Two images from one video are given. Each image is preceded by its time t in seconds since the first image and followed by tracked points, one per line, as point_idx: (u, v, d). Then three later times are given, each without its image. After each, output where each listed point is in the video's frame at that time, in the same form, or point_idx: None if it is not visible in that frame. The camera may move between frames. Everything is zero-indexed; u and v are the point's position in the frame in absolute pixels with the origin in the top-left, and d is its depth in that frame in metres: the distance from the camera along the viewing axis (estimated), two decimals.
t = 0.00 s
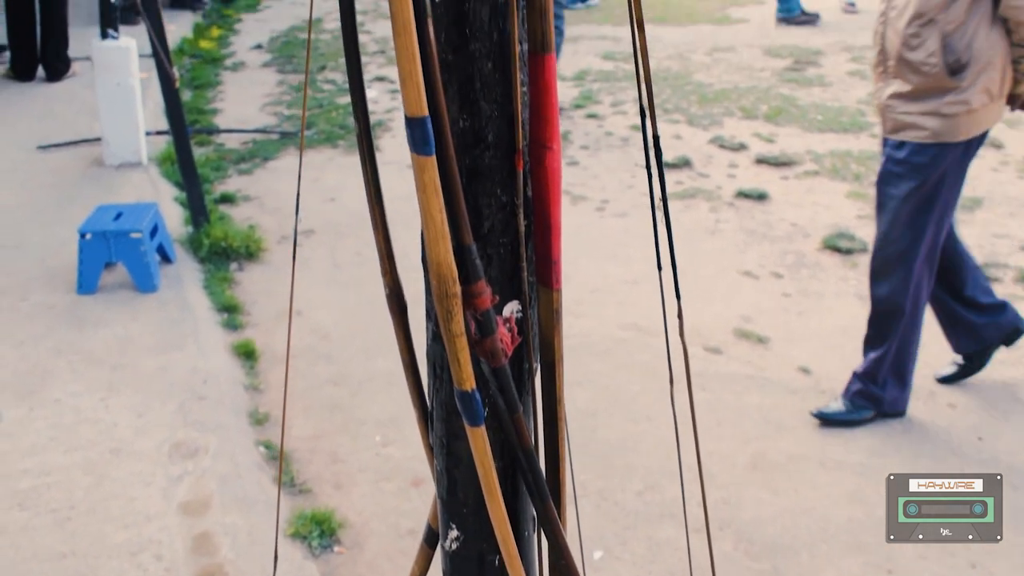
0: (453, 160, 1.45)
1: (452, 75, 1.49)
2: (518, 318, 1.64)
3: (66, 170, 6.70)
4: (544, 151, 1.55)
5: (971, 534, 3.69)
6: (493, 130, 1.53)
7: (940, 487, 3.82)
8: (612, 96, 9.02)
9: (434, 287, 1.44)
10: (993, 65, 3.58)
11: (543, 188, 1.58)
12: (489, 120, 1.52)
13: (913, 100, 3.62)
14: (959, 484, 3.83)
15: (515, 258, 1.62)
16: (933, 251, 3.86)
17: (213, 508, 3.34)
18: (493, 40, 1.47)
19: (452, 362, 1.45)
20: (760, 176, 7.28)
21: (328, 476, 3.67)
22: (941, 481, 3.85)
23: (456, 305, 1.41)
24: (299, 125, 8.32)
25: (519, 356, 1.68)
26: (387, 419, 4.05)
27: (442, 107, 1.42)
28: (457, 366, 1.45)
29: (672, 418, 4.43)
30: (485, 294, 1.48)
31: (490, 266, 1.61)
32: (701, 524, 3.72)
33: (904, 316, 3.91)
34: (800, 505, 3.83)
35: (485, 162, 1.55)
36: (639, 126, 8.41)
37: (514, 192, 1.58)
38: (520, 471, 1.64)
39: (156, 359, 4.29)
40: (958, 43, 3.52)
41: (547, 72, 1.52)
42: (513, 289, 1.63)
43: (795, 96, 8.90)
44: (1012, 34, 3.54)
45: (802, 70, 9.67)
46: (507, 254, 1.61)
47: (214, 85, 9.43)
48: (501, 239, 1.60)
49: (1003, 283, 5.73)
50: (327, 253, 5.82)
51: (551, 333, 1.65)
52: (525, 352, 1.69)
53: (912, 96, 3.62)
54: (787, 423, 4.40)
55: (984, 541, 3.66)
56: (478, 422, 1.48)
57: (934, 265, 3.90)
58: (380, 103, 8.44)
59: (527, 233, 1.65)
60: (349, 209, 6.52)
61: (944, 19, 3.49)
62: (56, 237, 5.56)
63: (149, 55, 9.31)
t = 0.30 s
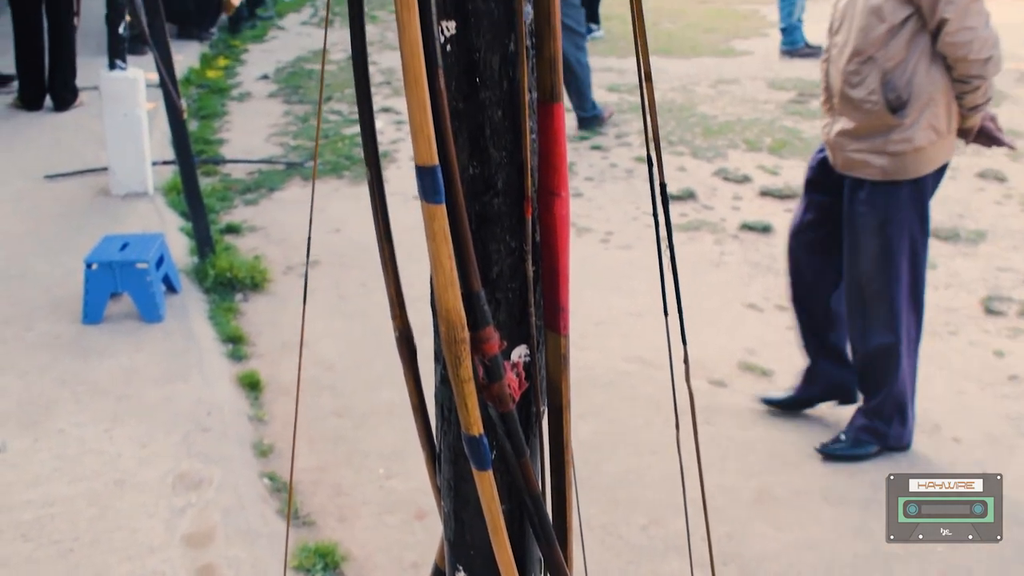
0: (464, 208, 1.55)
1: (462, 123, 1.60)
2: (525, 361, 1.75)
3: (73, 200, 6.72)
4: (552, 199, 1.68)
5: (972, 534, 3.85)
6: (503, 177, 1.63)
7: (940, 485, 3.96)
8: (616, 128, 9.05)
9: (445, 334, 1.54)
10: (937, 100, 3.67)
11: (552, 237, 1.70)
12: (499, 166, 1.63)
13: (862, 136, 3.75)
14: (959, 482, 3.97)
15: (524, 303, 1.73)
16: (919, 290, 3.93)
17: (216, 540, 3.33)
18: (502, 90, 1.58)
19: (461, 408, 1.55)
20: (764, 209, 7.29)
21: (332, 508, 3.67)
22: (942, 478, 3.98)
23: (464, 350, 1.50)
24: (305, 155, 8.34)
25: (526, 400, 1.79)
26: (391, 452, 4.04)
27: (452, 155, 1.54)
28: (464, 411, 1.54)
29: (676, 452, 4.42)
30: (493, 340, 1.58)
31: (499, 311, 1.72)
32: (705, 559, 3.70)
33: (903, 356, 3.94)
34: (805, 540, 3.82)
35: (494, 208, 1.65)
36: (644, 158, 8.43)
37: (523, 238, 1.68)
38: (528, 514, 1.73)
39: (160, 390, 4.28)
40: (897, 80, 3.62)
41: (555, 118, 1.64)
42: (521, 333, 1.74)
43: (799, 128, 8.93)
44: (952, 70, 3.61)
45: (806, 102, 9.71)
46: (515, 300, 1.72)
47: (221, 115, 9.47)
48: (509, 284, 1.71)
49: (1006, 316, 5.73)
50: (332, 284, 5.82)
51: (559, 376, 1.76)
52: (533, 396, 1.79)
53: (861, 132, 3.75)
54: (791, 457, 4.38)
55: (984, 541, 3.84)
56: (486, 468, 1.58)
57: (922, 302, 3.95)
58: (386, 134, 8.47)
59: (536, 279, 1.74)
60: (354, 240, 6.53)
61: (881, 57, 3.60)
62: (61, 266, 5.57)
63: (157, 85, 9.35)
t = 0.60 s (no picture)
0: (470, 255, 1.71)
1: (472, 170, 1.79)
2: (532, 406, 1.92)
3: (79, 231, 6.74)
4: (559, 246, 1.82)
5: (974, 534, 4.07)
6: (510, 224, 1.83)
7: (939, 484, 4.15)
8: (620, 160, 9.07)
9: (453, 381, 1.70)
10: (865, 134, 3.71)
11: (558, 278, 1.83)
12: (506, 213, 1.82)
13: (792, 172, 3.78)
14: (957, 483, 4.20)
15: (530, 346, 1.91)
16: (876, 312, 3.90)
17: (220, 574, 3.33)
18: (510, 138, 1.77)
19: (469, 452, 1.71)
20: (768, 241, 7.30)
21: (336, 541, 3.67)
22: (940, 477, 4.18)
23: (471, 396, 1.66)
24: (311, 187, 8.36)
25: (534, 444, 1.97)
26: (395, 485, 4.04)
27: (460, 200, 1.68)
28: (470, 455, 1.70)
29: (681, 485, 4.41)
30: (499, 387, 1.75)
31: (507, 352, 1.90)
32: None
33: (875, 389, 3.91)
34: None
35: (502, 254, 1.84)
36: (647, 191, 8.44)
37: (530, 284, 1.87)
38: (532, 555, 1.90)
39: (164, 422, 4.28)
40: (827, 115, 3.67)
41: (561, 166, 1.77)
42: (528, 378, 1.92)
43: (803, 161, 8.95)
44: (879, 103, 3.66)
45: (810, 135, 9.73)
46: (522, 342, 1.90)
47: (227, 146, 9.51)
48: (516, 329, 1.89)
49: (1011, 350, 5.73)
50: (337, 316, 5.82)
51: (564, 419, 1.90)
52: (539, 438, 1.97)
53: (789, 171, 3.78)
54: (796, 491, 4.37)
55: (987, 541, 4.05)
56: (490, 511, 1.74)
57: (884, 320, 3.91)
58: (391, 166, 8.49)
59: (543, 324, 1.92)
60: (359, 273, 6.54)
61: (811, 92, 3.65)
62: (66, 298, 5.58)
63: (163, 117, 9.40)
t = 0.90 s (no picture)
0: (475, 289, 1.77)
1: (476, 204, 1.83)
2: (535, 438, 1.98)
3: (85, 252, 6.75)
4: (563, 279, 1.87)
5: (973, 535, 4.14)
6: (515, 258, 1.86)
7: (939, 484, 4.09)
8: (625, 184, 9.09)
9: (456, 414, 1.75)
10: (792, 143, 3.70)
11: (562, 314, 1.87)
12: (510, 248, 1.86)
13: (721, 184, 3.76)
14: (958, 481, 4.14)
15: (534, 378, 1.95)
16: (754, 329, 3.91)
17: None
18: (515, 173, 1.81)
19: (471, 484, 1.75)
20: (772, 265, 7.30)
21: (338, 565, 3.66)
22: (941, 477, 4.11)
23: (474, 430, 1.71)
24: (316, 210, 8.38)
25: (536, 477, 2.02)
26: (398, 508, 4.04)
27: (464, 237, 1.74)
28: (473, 488, 1.75)
29: (684, 510, 4.40)
30: (501, 420, 1.81)
31: (510, 384, 1.94)
32: None
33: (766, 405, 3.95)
34: None
35: (506, 287, 1.88)
36: (651, 215, 8.45)
37: (534, 317, 1.90)
38: None
39: (168, 445, 4.28)
40: (752, 126, 3.65)
41: (566, 201, 1.83)
42: (532, 412, 1.97)
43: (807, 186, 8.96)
44: (804, 112, 3.65)
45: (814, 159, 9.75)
46: (526, 375, 1.94)
47: (232, 168, 9.54)
48: (520, 361, 1.94)
49: (1015, 375, 5.72)
50: (340, 338, 5.83)
51: (567, 452, 1.95)
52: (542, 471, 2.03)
53: (718, 184, 3.77)
54: (799, 516, 4.36)
55: (986, 541, 4.16)
56: (493, 544, 1.79)
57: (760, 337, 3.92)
58: (395, 189, 8.51)
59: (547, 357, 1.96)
60: (363, 295, 6.54)
61: (735, 104, 3.62)
62: (71, 319, 5.59)
63: (169, 138, 9.43)
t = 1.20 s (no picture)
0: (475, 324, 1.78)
1: (477, 243, 1.89)
2: (537, 475, 2.03)
3: (87, 277, 6.75)
4: (564, 317, 1.90)
5: (974, 534, 4.34)
6: (516, 295, 1.92)
7: (937, 484, 4.35)
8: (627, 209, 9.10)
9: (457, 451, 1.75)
10: (730, 185, 3.54)
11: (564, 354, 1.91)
12: (512, 286, 1.91)
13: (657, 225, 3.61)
14: (956, 482, 4.38)
15: (535, 416, 2.00)
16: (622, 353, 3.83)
17: None
18: (516, 212, 1.87)
19: (473, 524, 1.77)
20: (774, 291, 7.30)
21: None
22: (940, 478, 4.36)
23: (475, 466, 1.71)
24: (318, 234, 8.39)
25: (538, 514, 2.05)
26: (399, 536, 4.03)
27: (465, 273, 1.77)
28: (476, 529, 1.76)
29: (687, 537, 4.39)
30: (504, 458, 1.83)
31: (511, 421, 2.00)
32: None
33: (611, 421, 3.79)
34: None
35: (507, 325, 1.94)
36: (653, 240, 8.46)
37: (535, 354, 1.95)
38: None
39: (169, 471, 4.28)
40: (688, 167, 3.50)
41: (568, 239, 1.84)
42: (532, 449, 2.03)
43: (809, 211, 8.97)
44: (742, 154, 3.50)
45: (816, 184, 9.76)
46: (526, 413, 2.00)
47: (235, 193, 9.56)
48: (521, 399, 1.99)
49: (1018, 401, 5.71)
50: (343, 364, 5.82)
51: (570, 491, 1.94)
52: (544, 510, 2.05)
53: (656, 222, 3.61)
54: (802, 544, 4.35)
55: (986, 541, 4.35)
56: None
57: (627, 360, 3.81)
58: (398, 214, 8.52)
59: (549, 394, 2.00)
60: (365, 320, 6.54)
61: (671, 146, 3.46)
62: (73, 344, 5.59)
63: (172, 162, 9.45)
